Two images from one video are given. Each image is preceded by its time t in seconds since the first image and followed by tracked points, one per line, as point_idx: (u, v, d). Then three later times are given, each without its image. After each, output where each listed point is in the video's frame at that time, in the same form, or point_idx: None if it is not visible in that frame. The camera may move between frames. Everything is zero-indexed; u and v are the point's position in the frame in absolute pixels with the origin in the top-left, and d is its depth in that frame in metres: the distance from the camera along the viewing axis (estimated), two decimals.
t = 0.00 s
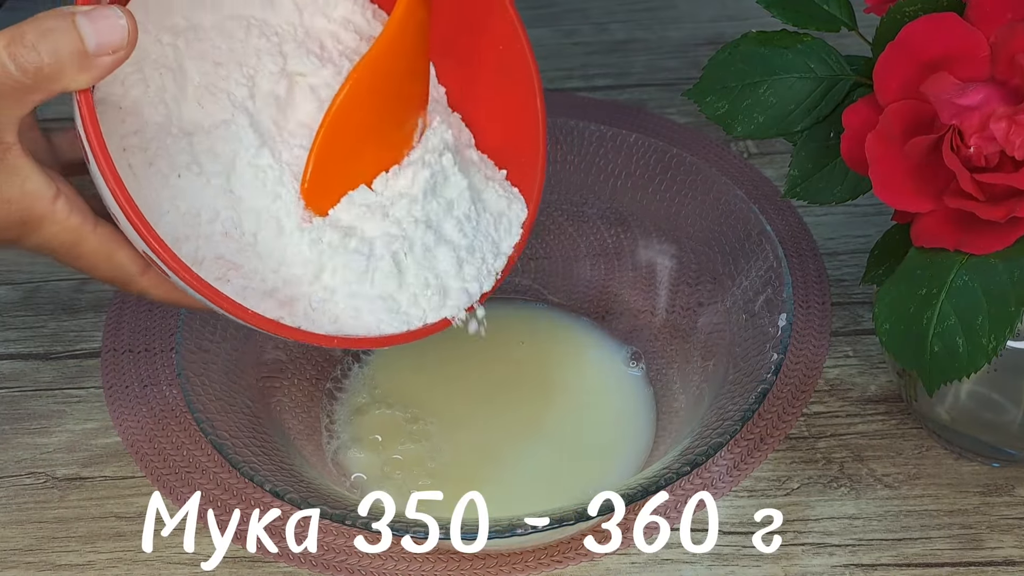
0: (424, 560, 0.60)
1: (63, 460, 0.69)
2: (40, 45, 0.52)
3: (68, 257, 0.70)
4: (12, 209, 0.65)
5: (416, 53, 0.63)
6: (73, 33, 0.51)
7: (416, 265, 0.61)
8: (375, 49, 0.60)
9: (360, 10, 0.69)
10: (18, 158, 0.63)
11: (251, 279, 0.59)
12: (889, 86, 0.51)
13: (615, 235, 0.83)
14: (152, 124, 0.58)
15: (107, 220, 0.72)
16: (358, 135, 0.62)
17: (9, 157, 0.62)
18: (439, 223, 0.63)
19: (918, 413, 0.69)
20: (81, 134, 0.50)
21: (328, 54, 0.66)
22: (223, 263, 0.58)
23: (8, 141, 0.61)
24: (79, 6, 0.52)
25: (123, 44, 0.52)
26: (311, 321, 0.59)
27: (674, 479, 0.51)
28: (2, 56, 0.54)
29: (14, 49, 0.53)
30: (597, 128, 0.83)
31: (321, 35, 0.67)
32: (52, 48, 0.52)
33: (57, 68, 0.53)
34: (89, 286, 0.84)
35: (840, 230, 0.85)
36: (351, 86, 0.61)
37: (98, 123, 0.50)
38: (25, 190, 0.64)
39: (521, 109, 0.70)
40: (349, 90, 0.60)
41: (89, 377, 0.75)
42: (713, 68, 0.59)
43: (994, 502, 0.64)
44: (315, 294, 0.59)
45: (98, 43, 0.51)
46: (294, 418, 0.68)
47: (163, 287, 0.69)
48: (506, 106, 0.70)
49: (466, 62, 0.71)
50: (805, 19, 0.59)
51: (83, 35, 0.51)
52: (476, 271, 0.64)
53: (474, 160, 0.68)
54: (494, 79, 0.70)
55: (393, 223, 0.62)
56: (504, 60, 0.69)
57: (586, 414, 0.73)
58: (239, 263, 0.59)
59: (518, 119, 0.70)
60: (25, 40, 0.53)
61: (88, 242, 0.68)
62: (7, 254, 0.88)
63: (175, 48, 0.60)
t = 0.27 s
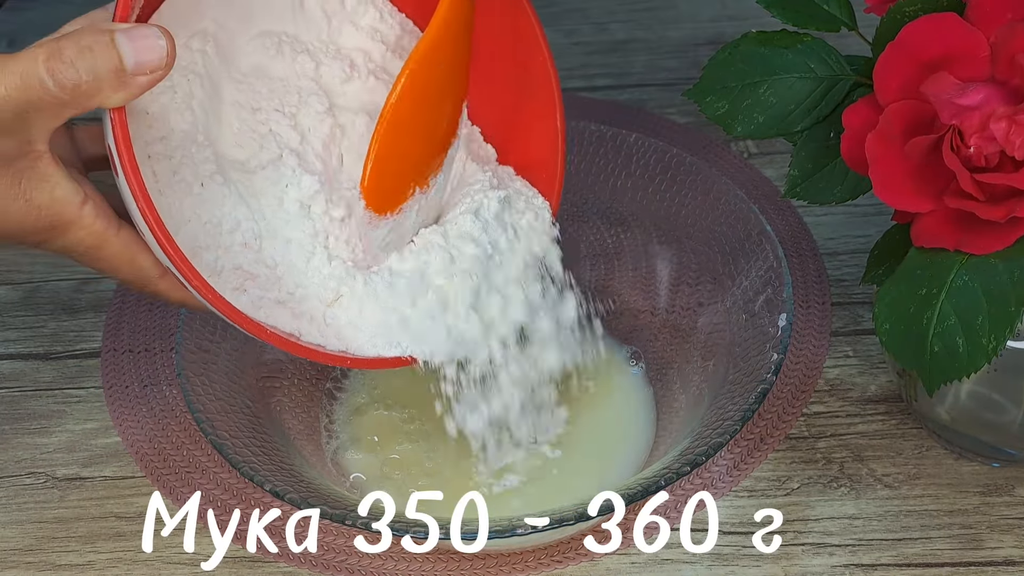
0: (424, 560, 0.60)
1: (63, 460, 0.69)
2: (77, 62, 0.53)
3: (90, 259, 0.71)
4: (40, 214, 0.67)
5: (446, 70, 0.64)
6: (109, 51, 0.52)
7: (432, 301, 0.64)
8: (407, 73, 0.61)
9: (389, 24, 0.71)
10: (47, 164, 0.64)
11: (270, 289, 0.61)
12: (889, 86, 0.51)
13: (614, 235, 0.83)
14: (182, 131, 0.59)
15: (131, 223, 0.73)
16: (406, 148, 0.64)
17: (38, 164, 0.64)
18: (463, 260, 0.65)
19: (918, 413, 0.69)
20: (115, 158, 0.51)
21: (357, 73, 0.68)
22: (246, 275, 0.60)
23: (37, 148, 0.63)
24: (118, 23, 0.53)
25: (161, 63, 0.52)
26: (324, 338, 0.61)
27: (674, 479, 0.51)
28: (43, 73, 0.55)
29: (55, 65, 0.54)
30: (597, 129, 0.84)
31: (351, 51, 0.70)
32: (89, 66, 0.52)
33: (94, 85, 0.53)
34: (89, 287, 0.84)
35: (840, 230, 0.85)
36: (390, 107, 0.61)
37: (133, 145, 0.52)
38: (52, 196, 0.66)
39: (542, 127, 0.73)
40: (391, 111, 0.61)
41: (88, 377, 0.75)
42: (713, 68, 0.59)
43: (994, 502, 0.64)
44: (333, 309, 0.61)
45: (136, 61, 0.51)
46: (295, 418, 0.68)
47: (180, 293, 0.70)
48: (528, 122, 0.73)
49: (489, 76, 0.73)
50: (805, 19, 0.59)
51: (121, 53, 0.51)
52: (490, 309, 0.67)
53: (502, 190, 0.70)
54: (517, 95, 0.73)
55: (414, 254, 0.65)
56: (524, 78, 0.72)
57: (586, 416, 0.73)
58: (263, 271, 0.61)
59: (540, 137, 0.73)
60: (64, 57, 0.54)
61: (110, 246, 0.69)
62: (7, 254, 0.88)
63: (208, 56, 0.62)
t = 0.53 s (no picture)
0: (424, 560, 0.60)
1: (63, 460, 0.69)
2: (92, 61, 0.53)
3: (100, 260, 0.71)
4: (52, 214, 0.67)
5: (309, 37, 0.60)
6: (124, 50, 0.51)
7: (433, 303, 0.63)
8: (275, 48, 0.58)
9: (400, 32, 0.72)
10: (59, 165, 0.65)
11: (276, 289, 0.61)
12: (889, 86, 0.51)
13: (614, 236, 0.83)
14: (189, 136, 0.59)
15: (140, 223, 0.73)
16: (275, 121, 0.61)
17: (51, 163, 0.64)
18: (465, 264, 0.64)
19: (918, 413, 0.69)
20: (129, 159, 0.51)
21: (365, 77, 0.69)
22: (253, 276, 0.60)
23: (50, 147, 0.63)
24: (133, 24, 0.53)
25: (177, 64, 0.52)
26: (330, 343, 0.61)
27: (675, 479, 0.51)
28: (59, 73, 0.54)
29: (70, 64, 0.54)
30: (597, 129, 0.84)
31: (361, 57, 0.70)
32: (104, 66, 0.52)
33: (110, 85, 0.52)
34: (89, 287, 0.84)
35: (840, 230, 0.85)
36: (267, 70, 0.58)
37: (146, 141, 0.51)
38: (65, 196, 0.66)
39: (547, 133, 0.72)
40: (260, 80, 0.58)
41: (88, 377, 0.75)
42: (713, 68, 0.59)
43: (994, 503, 0.64)
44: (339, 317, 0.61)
45: (153, 61, 0.51)
46: (295, 418, 0.68)
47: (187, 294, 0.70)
48: (537, 133, 0.73)
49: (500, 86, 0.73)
50: (805, 19, 0.59)
51: (137, 53, 0.51)
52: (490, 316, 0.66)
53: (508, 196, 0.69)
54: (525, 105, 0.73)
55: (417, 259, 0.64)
56: (536, 90, 0.71)
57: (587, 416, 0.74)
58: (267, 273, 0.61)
59: (546, 149, 0.72)
60: (80, 56, 0.53)
61: (121, 246, 0.69)
62: (6, 254, 0.88)
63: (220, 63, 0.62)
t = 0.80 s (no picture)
0: (424, 560, 0.60)
1: (64, 459, 0.69)
2: (103, 63, 0.53)
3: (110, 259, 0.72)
4: (63, 213, 0.69)
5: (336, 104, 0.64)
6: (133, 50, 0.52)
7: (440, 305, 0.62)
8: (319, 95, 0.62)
9: (405, 32, 0.72)
10: (69, 164, 0.67)
11: (279, 289, 0.61)
12: (889, 86, 0.51)
13: (614, 236, 0.83)
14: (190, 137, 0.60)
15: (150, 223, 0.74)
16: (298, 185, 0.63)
17: (60, 163, 0.66)
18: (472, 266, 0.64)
19: (917, 412, 0.69)
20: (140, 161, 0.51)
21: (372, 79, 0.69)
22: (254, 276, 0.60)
23: (60, 148, 0.65)
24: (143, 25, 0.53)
25: (186, 66, 0.52)
26: (338, 342, 0.61)
27: (674, 479, 0.51)
28: (70, 74, 0.55)
29: (81, 66, 0.54)
30: (597, 129, 0.84)
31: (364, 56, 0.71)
32: (115, 69, 0.52)
33: (120, 87, 0.53)
34: (89, 287, 0.84)
35: (840, 230, 0.85)
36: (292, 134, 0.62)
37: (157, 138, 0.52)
38: (75, 196, 0.68)
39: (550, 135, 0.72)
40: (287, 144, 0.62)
41: (88, 377, 0.76)
42: (713, 68, 0.60)
43: (994, 502, 0.64)
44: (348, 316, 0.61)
45: (162, 62, 0.52)
46: (294, 418, 0.68)
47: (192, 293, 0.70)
48: (540, 130, 0.72)
49: (504, 88, 0.74)
50: (805, 19, 0.59)
51: (147, 54, 0.51)
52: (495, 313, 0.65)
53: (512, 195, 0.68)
54: (529, 105, 0.73)
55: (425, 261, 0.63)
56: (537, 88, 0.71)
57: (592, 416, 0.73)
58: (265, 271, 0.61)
59: (549, 149, 0.72)
60: (91, 58, 0.53)
61: (129, 244, 0.70)
62: (6, 254, 0.88)
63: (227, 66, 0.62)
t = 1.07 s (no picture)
0: (425, 560, 0.60)
1: (64, 459, 0.69)
2: (138, 87, 0.53)
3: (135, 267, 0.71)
4: (91, 224, 0.67)
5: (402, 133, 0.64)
6: (167, 76, 0.52)
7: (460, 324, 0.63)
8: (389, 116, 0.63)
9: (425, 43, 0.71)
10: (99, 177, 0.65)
11: (294, 296, 0.63)
12: (889, 86, 0.52)
13: (614, 236, 0.83)
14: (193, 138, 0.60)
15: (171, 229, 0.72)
16: (371, 213, 0.65)
17: (91, 176, 0.65)
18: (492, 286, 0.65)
19: (917, 412, 0.69)
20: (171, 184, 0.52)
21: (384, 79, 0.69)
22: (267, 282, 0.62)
23: (91, 162, 0.63)
24: (176, 49, 0.54)
25: (219, 91, 0.53)
26: (352, 355, 0.61)
27: (675, 479, 0.51)
28: (105, 97, 0.55)
29: (116, 89, 0.54)
30: (597, 129, 0.84)
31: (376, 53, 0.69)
32: (150, 92, 0.53)
33: (155, 112, 0.53)
34: (89, 287, 0.84)
35: (840, 230, 0.85)
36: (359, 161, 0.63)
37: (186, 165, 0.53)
38: (104, 207, 0.67)
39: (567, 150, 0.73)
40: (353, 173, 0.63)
41: (89, 377, 0.76)
42: (713, 68, 0.60)
43: (993, 502, 0.64)
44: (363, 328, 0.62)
45: (197, 87, 0.52)
46: (294, 418, 0.68)
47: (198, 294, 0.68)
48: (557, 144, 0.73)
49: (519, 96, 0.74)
50: (805, 19, 0.59)
51: (181, 79, 0.52)
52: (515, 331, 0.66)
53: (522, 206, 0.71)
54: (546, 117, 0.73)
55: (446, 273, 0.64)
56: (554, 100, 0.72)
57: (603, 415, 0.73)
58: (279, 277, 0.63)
59: (564, 159, 0.73)
60: (126, 82, 0.54)
61: (155, 253, 0.69)
62: (7, 254, 0.88)
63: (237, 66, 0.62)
